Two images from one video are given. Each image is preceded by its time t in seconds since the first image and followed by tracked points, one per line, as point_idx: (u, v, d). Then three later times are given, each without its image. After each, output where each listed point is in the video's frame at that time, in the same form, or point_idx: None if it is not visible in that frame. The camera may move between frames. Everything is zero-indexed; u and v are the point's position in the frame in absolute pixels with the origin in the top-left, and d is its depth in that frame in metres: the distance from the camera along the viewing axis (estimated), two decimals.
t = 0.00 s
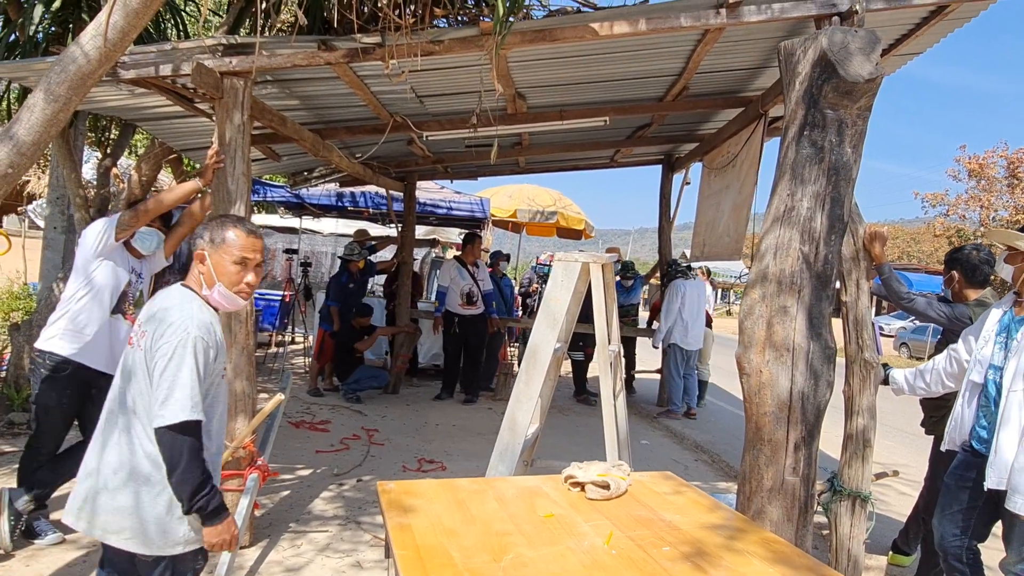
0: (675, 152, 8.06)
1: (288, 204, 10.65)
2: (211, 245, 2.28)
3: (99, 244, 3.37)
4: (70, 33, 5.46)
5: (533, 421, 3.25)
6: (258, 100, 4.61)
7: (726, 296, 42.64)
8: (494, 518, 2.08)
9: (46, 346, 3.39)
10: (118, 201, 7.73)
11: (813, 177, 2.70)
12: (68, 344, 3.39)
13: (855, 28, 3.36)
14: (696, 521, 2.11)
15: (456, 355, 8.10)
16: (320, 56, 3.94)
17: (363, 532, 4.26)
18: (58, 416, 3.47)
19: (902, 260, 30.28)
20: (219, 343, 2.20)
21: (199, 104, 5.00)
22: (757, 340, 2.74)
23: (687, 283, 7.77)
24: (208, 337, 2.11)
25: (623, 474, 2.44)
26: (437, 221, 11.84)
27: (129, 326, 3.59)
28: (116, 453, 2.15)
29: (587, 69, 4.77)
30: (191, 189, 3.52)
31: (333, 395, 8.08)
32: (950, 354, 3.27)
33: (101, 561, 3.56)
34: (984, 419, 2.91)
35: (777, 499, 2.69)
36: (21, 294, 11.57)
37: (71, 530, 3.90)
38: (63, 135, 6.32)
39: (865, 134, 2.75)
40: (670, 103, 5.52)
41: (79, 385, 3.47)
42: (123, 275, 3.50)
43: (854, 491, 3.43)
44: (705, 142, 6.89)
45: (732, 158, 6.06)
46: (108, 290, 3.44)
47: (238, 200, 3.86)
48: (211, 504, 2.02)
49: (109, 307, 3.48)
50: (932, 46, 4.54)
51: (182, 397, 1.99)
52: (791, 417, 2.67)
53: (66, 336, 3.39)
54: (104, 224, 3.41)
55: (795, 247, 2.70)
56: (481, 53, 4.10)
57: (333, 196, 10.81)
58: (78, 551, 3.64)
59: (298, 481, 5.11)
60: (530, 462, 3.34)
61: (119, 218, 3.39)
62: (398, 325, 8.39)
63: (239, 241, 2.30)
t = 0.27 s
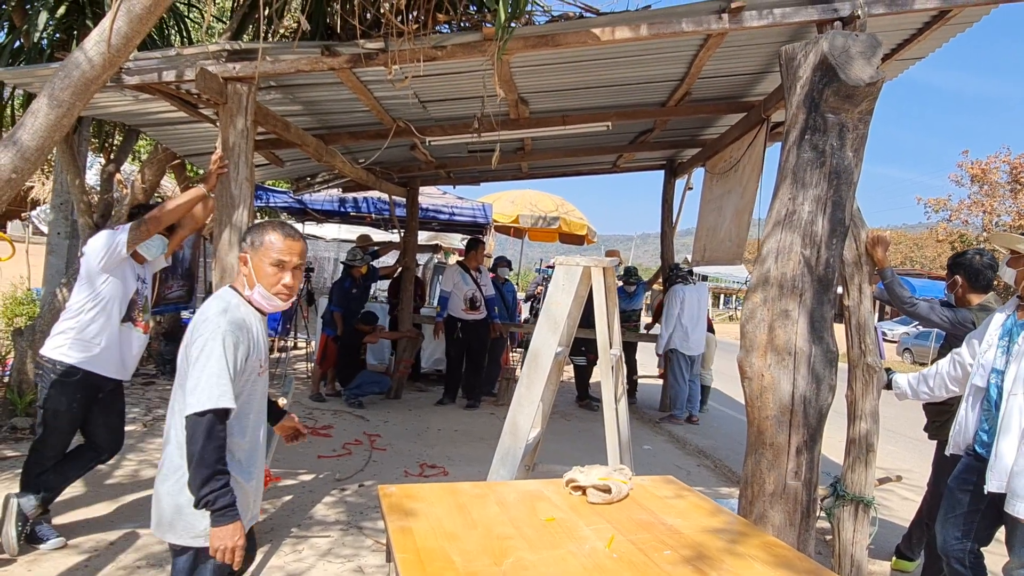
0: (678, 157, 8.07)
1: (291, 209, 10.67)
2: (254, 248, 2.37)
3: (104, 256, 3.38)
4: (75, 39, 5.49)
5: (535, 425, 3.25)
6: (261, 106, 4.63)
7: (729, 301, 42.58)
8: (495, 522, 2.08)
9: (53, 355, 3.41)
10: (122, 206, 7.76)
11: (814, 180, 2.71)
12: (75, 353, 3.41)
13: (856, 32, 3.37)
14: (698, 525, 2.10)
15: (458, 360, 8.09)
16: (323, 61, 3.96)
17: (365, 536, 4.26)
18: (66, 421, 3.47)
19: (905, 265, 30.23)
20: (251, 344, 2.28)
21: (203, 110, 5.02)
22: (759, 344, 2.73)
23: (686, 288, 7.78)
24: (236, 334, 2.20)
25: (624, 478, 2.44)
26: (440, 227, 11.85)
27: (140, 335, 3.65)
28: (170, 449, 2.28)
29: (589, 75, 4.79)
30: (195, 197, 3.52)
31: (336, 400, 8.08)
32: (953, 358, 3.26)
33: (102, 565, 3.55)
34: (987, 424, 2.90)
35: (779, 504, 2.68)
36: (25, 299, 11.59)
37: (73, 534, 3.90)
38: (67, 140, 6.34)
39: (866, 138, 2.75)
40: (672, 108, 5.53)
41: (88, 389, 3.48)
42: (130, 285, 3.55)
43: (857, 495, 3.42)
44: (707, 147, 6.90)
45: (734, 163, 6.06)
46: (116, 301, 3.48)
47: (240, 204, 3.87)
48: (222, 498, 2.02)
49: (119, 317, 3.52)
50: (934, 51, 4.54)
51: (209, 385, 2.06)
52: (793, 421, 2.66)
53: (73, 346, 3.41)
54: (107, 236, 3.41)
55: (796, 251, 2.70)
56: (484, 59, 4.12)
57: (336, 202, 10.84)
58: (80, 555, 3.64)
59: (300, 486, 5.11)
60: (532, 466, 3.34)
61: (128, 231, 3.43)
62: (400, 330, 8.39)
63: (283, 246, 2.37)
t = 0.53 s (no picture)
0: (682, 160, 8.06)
1: (295, 212, 10.70)
2: (285, 253, 2.45)
3: (108, 260, 3.39)
4: (80, 42, 5.51)
5: (536, 428, 3.25)
6: (266, 109, 4.64)
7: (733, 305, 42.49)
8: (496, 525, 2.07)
9: (56, 356, 3.43)
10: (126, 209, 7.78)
11: (817, 183, 2.70)
12: (79, 357, 3.43)
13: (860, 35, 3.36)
14: (700, 529, 2.09)
15: (462, 363, 8.09)
16: (328, 64, 3.97)
17: (368, 539, 4.25)
18: (67, 422, 3.48)
19: (910, 269, 30.14)
20: (272, 339, 2.37)
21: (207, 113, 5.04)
22: (761, 347, 2.72)
23: (689, 291, 7.75)
24: (253, 329, 2.30)
25: (626, 481, 2.43)
26: (444, 230, 11.86)
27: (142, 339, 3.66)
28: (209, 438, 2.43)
29: (592, 78, 4.79)
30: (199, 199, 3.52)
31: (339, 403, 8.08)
32: (959, 362, 3.24)
33: (104, 567, 3.55)
34: (992, 427, 2.88)
35: (781, 507, 2.67)
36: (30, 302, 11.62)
37: (75, 537, 3.90)
38: (72, 143, 6.36)
39: (869, 140, 2.75)
40: (676, 111, 5.52)
41: (88, 390, 3.49)
42: (134, 289, 3.55)
43: (861, 500, 3.40)
44: (711, 150, 6.88)
45: (738, 166, 6.05)
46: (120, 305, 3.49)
47: (244, 207, 3.87)
48: (245, 476, 2.14)
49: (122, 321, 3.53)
50: (939, 54, 4.52)
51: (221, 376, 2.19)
52: (796, 425, 2.65)
53: (78, 347, 3.43)
54: (113, 240, 3.42)
55: (799, 253, 2.70)
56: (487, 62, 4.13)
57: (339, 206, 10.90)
58: (82, 557, 3.64)
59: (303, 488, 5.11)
60: (534, 469, 3.33)
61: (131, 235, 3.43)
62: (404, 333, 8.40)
63: (312, 250, 2.43)
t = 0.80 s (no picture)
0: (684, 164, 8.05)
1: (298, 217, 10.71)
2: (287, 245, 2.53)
3: (110, 263, 3.40)
4: (83, 47, 5.52)
5: (538, 432, 3.26)
6: (268, 113, 4.66)
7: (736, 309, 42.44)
8: (496, 529, 2.06)
9: (58, 360, 3.43)
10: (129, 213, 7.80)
11: (818, 186, 2.69)
12: (81, 360, 3.43)
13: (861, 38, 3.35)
14: (701, 533, 2.08)
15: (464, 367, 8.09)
16: (330, 69, 3.97)
17: (369, 544, 4.24)
18: (68, 425, 3.48)
19: (913, 273, 30.08)
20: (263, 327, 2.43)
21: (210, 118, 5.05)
22: (763, 350, 2.71)
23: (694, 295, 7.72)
24: (242, 317, 2.40)
25: (627, 485, 2.42)
26: (446, 234, 11.86)
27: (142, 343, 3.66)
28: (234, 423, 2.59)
29: (594, 81, 4.79)
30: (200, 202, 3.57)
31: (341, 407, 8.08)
32: (963, 365, 3.21)
33: (105, 571, 3.55)
34: (997, 431, 2.86)
35: (783, 512, 2.66)
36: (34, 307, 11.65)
37: (77, 541, 3.89)
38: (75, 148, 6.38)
39: (870, 143, 2.74)
40: (678, 115, 5.52)
41: (89, 394, 3.49)
42: (135, 293, 3.56)
43: (865, 504, 3.38)
44: (714, 154, 6.87)
45: (740, 170, 6.05)
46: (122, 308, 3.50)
47: (245, 210, 3.88)
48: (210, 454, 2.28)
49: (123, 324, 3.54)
50: (941, 57, 4.52)
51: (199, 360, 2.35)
52: (798, 428, 2.64)
53: (79, 351, 3.43)
54: (115, 244, 3.43)
55: (800, 256, 2.69)
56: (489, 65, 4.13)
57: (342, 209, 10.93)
58: (83, 561, 3.63)
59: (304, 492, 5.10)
60: (536, 473, 3.33)
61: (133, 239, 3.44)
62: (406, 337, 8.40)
63: (309, 241, 2.51)
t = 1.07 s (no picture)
0: (689, 168, 8.05)
1: (303, 222, 10.75)
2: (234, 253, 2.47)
3: (116, 268, 3.40)
4: (89, 53, 5.55)
5: (542, 436, 3.26)
6: (273, 118, 4.68)
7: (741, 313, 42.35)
8: (499, 534, 2.06)
9: (64, 365, 3.43)
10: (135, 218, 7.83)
11: (822, 190, 2.69)
12: (85, 365, 3.43)
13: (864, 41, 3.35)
14: (705, 537, 2.08)
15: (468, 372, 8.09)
16: (335, 74, 3.99)
17: (373, 548, 4.24)
18: (74, 430, 3.50)
19: (919, 277, 29.97)
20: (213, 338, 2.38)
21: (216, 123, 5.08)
22: (767, 355, 2.71)
23: (708, 298, 7.74)
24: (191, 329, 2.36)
25: (630, 489, 2.42)
26: (450, 238, 11.88)
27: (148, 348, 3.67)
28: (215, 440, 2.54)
29: (598, 86, 4.80)
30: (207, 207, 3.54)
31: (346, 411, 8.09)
32: (969, 370, 3.20)
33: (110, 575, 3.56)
34: (1005, 435, 2.85)
35: (788, 516, 2.65)
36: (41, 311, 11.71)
37: (82, 545, 3.90)
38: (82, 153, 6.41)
39: (874, 147, 2.74)
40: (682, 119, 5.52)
41: (95, 399, 3.51)
42: (140, 297, 3.57)
43: (870, 509, 3.36)
44: (718, 158, 6.87)
45: (745, 174, 6.04)
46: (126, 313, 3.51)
47: (249, 215, 3.90)
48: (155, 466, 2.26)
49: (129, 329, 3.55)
50: (946, 60, 4.51)
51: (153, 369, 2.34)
52: (802, 433, 2.63)
53: (83, 356, 3.43)
54: (119, 249, 3.43)
55: (804, 260, 2.69)
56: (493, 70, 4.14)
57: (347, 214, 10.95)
58: (89, 566, 3.64)
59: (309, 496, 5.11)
60: (540, 478, 3.32)
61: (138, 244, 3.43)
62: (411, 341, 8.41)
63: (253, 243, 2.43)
